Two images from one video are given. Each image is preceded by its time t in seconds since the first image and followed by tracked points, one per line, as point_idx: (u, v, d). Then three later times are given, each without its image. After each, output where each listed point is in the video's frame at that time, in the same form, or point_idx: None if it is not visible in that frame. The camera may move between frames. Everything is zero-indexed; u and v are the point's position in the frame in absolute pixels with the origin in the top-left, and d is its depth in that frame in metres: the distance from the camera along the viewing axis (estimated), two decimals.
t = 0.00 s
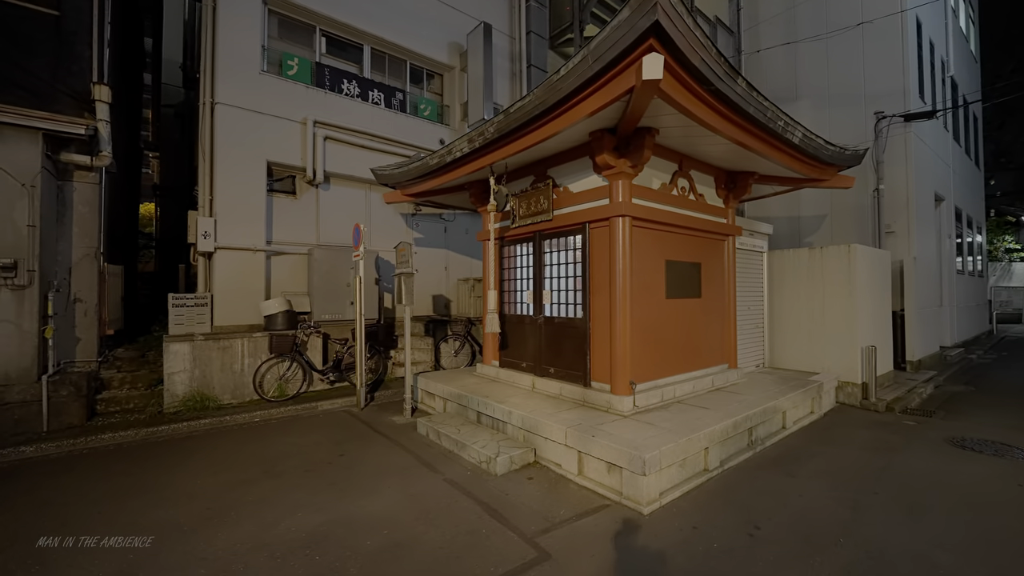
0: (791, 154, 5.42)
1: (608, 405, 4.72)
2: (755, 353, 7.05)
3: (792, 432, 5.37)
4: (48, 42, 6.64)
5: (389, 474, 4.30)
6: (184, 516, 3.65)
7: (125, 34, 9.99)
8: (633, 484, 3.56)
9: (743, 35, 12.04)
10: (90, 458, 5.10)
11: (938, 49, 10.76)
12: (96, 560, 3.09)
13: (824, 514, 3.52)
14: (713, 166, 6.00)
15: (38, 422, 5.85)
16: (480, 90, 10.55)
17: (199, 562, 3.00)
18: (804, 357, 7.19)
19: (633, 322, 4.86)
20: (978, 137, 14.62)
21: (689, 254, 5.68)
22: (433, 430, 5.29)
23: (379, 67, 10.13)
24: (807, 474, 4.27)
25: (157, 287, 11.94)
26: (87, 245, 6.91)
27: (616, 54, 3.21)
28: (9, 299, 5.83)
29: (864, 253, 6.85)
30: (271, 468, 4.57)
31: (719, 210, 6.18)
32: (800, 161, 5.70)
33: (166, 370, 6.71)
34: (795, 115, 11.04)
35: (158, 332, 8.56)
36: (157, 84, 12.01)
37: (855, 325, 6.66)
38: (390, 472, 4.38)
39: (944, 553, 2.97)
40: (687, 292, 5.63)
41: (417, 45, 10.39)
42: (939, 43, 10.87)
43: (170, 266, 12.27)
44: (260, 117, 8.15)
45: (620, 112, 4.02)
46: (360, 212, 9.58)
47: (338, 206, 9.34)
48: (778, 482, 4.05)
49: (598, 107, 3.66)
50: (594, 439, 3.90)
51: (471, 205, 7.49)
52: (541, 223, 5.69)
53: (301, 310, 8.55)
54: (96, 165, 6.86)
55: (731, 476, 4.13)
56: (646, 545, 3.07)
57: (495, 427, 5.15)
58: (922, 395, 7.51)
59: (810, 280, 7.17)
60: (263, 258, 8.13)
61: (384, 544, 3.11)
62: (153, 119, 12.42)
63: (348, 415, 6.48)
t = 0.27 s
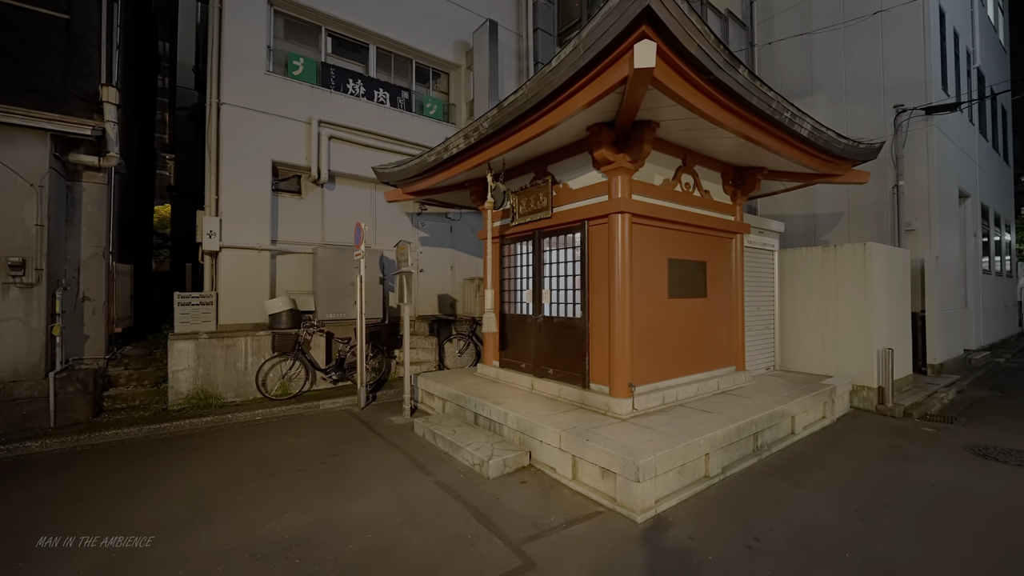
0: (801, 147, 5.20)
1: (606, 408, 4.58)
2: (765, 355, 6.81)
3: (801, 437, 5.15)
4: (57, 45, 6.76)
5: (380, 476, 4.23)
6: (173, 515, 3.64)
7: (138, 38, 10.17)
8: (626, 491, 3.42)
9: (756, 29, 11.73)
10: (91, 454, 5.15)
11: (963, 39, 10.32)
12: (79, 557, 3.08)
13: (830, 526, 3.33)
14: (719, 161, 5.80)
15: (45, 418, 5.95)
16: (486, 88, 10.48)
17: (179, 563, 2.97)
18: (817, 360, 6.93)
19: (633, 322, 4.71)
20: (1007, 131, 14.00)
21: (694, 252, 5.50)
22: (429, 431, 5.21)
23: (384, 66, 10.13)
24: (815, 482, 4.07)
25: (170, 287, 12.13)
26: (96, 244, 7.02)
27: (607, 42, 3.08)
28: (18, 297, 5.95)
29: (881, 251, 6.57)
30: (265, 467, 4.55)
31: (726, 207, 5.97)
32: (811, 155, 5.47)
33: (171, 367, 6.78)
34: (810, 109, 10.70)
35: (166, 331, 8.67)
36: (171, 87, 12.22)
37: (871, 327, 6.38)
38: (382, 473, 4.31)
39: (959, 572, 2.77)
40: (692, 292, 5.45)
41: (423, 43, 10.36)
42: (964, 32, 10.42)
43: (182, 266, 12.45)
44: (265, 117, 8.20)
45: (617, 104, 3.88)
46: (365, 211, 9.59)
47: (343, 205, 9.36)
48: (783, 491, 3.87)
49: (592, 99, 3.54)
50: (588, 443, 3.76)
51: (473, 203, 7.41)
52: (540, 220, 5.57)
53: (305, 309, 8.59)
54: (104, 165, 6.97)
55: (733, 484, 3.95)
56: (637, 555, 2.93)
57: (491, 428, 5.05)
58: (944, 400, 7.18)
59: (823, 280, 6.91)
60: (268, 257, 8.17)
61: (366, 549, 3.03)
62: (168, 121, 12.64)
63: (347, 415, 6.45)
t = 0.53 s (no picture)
0: (802, 144, 5.04)
1: (599, 413, 4.46)
2: (768, 358, 6.63)
3: (803, 444, 4.98)
4: (56, 48, 6.78)
5: (367, 482, 4.15)
6: (155, 521, 3.59)
7: (141, 41, 10.23)
8: (615, 501, 3.30)
9: (762, 24, 11.49)
10: (83, 456, 5.14)
11: (977, 31, 10.01)
12: (54, 564, 3.04)
13: (827, 540, 3.18)
14: (719, 159, 5.64)
15: (41, 419, 5.96)
16: (486, 87, 10.38)
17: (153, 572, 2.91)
18: (822, 363, 6.73)
19: (627, 325, 4.59)
20: None
21: (692, 252, 5.35)
22: (420, 435, 5.13)
23: (384, 66, 10.08)
24: (814, 492, 3.92)
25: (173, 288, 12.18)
26: (94, 246, 7.05)
27: (592, 35, 2.97)
28: (15, 298, 5.97)
29: (888, 251, 6.36)
30: (252, 471, 4.50)
31: (726, 206, 5.81)
32: (813, 152, 5.30)
33: (167, 369, 6.78)
34: (818, 105, 10.45)
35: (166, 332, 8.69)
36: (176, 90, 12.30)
37: (879, 329, 6.18)
38: (368, 479, 4.23)
39: None
40: (690, 293, 5.30)
41: (422, 42, 10.29)
42: (979, 25, 10.11)
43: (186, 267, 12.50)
44: (263, 118, 8.19)
45: (607, 100, 3.76)
46: (364, 211, 9.55)
47: (342, 206, 9.32)
48: (780, 501, 3.72)
49: (579, 95, 3.43)
50: (577, 450, 3.64)
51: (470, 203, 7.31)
52: (534, 221, 5.46)
53: (303, 310, 8.56)
54: (102, 167, 6.99)
55: (728, 494, 3.81)
56: (621, 569, 2.81)
57: (483, 433, 4.95)
58: (955, 405, 6.94)
59: (829, 281, 6.71)
60: (266, 258, 8.16)
61: (342, 559, 2.95)
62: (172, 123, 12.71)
63: (341, 417, 6.40)
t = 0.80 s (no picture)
0: (790, 140, 4.95)
1: (582, 415, 4.38)
2: (759, 358, 6.54)
3: (792, 447, 4.89)
4: (42, 46, 6.72)
5: (344, 485, 4.08)
6: (126, 524, 3.52)
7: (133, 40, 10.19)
8: (592, 506, 3.22)
9: (758, 21, 11.38)
10: (62, 458, 5.08)
11: (976, 28, 9.88)
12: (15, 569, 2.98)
13: (809, 546, 3.09)
14: (708, 157, 5.55)
15: (25, 420, 5.92)
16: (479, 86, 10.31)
17: None
18: (815, 364, 6.64)
19: (611, 326, 4.51)
20: None
21: (680, 251, 5.27)
22: (403, 437, 5.05)
23: (376, 65, 10.02)
24: (800, 496, 3.83)
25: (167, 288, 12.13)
26: (80, 246, 7.01)
27: (566, 28, 2.88)
28: None
29: (882, 250, 6.26)
30: (230, 474, 4.43)
31: (716, 204, 5.72)
32: (802, 148, 5.21)
33: (153, 370, 6.73)
34: (814, 103, 10.34)
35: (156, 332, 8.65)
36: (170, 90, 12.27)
37: (872, 329, 6.08)
38: (346, 482, 4.16)
39: None
40: (677, 293, 5.22)
41: (415, 41, 10.22)
42: (977, 21, 9.98)
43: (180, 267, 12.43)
44: (253, 117, 8.14)
45: (586, 96, 3.68)
46: (356, 211, 9.49)
47: (333, 206, 9.27)
48: (764, 506, 3.63)
49: (556, 90, 3.35)
50: (555, 454, 3.56)
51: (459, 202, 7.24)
52: (520, 219, 5.38)
53: (294, 311, 8.51)
54: (88, 167, 6.94)
55: (711, 498, 3.73)
56: None
57: (466, 435, 4.88)
58: (951, 406, 6.84)
59: (822, 281, 6.61)
60: (255, 258, 8.11)
61: (308, 566, 2.88)
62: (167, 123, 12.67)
63: (327, 419, 6.33)
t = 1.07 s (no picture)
0: (775, 137, 4.89)
1: (562, 417, 4.31)
2: (748, 359, 6.47)
3: (778, 449, 4.81)
4: (27, 43, 6.67)
5: (318, 487, 4.02)
6: (93, 526, 3.47)
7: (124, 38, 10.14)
8: (564, 510, 3.15)
9: (754, 19, 11.27)
10: (40, 458, 5.04)
11: (973, 25, 9.77)
12: None
13: (786, 552, 3.02)
14: (696, 155, 5.46)
15: (6, 420, 5.87)
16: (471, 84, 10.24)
17: None
18: (805, 365, 6.56)
19: (592, 326, 4.44)
20: None
21: (665, 250, 5.19)
22: (383, 439, 4.99)
23: (367, 63, 9.96)
24: (782, 500, 3.75)
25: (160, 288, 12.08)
26: (65, 244, 6.96)
27: (534, 21, 2.82)
28: None
29: (873, 249, 6.17)
30: (205, 474, 4.38)
31: (703, 203, 5.64)
32: (788, 146, 5.15)
33: (137, 369, 6.68)
34: (810, 102, 10.25)
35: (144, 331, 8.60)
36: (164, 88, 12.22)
37: (863, 330, 5.99)
38: (321, 484, 4.10)
39: None
40: (662, 293, 5.14)
41: (407, 39, 10.16)
42: (975, 18, 9.87)
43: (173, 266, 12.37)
44: (241, 115, 8.08)
45: (563, 91, 3.61)
46: (347, 210, 9.44)
47: (323, 204, 9.21)
48: (743, 510, 3.55)
49: (530, 85, 3.29)
50: (529, 456, 3.48)
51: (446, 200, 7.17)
52: (503, 218, 5.31)
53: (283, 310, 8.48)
54: (73, 165, 6.89)
55: (690, 502, 3.65)
56: None
57: (446, 436, 4.81)
58: (944, 408, 6.74)
59: (813, 281, 6.53)
60: (243, 257, 8.06)
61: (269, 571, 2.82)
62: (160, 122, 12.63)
63: (312, 419, 6.28)
